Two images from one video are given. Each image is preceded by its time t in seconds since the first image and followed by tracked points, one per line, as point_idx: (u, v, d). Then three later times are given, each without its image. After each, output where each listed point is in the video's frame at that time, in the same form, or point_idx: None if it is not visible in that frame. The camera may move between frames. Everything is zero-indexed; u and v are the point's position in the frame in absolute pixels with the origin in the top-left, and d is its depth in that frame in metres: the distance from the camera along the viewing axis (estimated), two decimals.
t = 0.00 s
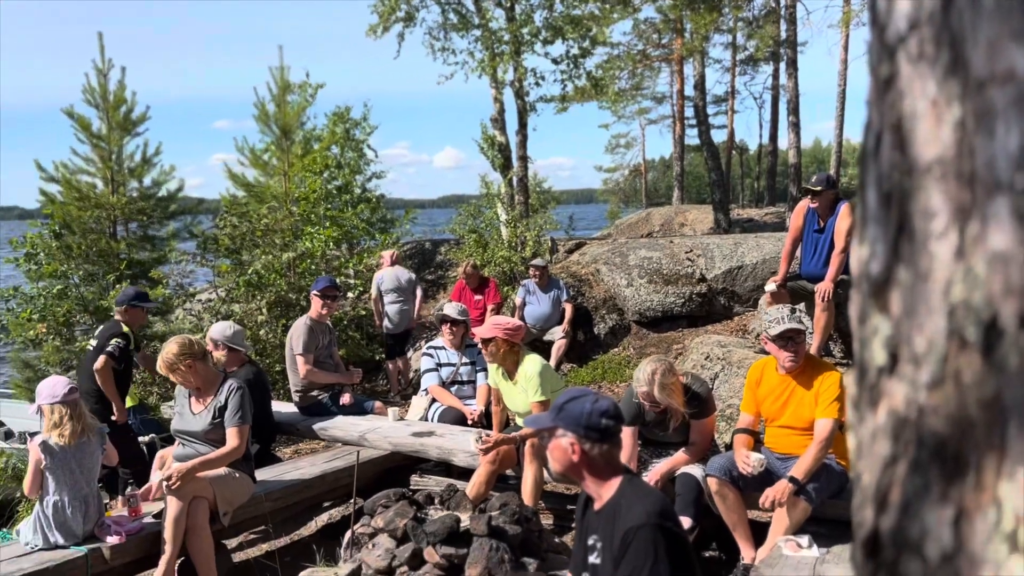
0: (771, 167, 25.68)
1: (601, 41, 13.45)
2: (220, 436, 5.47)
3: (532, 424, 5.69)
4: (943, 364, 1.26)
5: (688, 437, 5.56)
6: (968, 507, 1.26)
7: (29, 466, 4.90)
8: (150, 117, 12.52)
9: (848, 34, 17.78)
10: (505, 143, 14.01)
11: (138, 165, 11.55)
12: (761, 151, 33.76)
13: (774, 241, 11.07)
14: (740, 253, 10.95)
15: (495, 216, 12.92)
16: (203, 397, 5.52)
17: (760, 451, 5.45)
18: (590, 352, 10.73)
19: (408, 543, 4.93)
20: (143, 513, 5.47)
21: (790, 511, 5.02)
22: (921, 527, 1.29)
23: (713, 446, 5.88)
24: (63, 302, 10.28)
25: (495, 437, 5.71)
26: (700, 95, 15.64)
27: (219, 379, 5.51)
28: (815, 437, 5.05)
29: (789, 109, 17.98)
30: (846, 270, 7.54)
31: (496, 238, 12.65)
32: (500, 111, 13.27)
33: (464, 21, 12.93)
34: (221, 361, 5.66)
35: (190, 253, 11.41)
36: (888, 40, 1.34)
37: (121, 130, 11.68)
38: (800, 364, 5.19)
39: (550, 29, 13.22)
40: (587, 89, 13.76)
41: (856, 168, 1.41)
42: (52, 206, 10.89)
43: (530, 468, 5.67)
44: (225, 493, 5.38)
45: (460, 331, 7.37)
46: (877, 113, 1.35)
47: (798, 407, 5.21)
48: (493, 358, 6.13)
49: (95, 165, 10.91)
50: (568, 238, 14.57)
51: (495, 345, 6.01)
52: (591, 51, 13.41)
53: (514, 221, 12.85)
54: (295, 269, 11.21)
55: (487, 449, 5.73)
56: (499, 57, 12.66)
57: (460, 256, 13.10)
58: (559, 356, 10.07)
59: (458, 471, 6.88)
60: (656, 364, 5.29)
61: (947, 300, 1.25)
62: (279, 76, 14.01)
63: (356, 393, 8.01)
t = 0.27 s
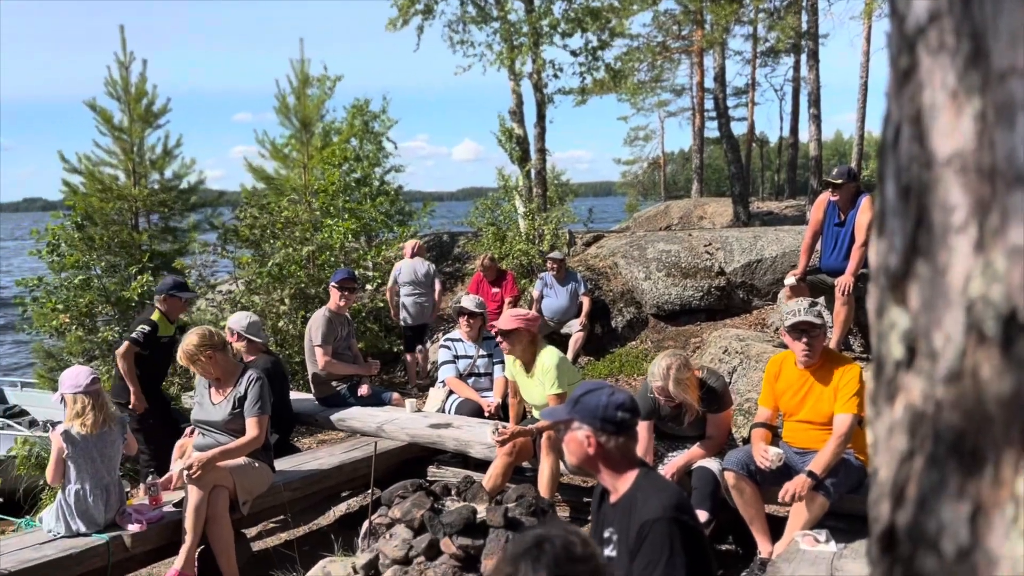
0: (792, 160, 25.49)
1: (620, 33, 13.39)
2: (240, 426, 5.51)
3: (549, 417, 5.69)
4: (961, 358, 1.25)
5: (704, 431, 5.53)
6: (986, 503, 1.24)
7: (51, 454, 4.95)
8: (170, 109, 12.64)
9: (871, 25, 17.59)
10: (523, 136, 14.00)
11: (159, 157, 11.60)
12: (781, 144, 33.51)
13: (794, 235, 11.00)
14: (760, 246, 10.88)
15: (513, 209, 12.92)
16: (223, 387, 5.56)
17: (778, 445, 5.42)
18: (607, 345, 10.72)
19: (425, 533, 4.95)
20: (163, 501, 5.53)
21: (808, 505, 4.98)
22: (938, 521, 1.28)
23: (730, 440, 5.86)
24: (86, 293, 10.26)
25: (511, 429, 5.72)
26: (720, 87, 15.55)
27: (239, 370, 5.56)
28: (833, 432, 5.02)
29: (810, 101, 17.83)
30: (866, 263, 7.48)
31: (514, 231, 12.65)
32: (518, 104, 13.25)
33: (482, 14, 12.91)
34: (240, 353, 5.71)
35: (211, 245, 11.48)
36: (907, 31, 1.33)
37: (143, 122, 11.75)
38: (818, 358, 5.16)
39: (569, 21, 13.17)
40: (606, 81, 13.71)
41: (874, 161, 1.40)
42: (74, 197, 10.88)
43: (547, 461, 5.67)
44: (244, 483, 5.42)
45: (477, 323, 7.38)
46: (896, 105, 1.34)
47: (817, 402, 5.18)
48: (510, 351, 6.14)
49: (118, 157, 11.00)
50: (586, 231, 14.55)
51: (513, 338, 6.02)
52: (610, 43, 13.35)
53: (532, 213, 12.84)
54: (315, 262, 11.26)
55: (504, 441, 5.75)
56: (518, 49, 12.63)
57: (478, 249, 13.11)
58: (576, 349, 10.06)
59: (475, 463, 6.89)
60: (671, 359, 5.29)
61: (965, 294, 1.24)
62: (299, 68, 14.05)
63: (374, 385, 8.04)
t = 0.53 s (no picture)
0: (813, 153, 25.30)
1: (639, 25, 13.33)
2: (260, 416, 5.56)
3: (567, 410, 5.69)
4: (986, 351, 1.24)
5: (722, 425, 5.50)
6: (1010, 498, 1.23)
7: (74, 442, 5.01)
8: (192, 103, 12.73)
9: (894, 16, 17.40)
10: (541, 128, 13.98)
11: (180, 149, 11.67)
12: (802, 137, 33.25)
13: (814, 228, 10.93)
14: (780, 240, 10.82)
15: (531, 201, 12.93)
16: (243, 377, 5.60)
17: (798, 440, 5.40)
18: (625, 339, 10.71)
19: (443, 523, 4.98)
20: (184, 489, 5.59)
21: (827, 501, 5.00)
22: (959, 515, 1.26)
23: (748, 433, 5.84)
24: (107, 284, 10.35)
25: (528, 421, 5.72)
26: (740, 79, 15.45)
27: (259, 360, 5.60)
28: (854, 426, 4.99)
29: (832, 93, 17.68)
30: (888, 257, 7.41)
31: (531, 223, 12.65)
32: (537, 96, 13.22)
33: (500, 6, 12.88)
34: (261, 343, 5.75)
35: (231, 236, 11.55)
36: (932, 22, 1.32)
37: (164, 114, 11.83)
38: (838, 352, 5.13)
39: (588, 13, 13.11)
40: (626, 73, 13.66)
41: (897, 153, 1.39)
42: (96, 188, 10.91)
43: (564, 453, 5.67)
44: (264, 472, 5.47)
45: (494, 315, 7.39)
46: (921, 97, 1.33)
47: (837, 396, 5.15)
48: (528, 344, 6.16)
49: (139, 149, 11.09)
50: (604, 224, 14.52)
51: (532, 331, 6.00)
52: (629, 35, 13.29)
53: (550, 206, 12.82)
54: (334, 254, 11.31)
55: (521, 434, 5.76)
56: (537, 41, 12.61)
57: (496, 242, 13.12)
58: (594, 342, 10.05)
59: (492, 455, 6.91)
60: (688, 352, 5.25)
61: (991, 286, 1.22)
62: (318, 61, 14.08)
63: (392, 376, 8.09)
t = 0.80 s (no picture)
0: (835, 146, 25.09)
1: (659, 17, 13.26)
2: (280, 407, 5.59)
3: (586, 402, 5.67)
4: (1020, 342, 1.22)
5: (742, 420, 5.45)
6: None
7: (97, 431, 5.05)
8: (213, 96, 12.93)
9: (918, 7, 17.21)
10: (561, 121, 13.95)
11: (201, 141, 11.70)
12: (824, 130, 32.98)
13: (836, 222, 10.85)
14: (801, 234, 10.73)
15: (549, 194, 12.91)
16: (263, 368, 5.64)
17: (819, 434, 5.36)
18: (644, 333, 10.70)
19: (461, 514, 4.97)
20: (205, 479, 5.63)
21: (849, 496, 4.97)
22: (990, 507, 1.25)
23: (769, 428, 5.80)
24: (129, 275, 10.44)
25: (547, 414, 5.69)
26: (762, 71, 15.35)
27: (280, 351, 5.63)
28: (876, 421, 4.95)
29: (855, 85, 17.52)
30: (912, 251, 7.33)
31: (551, 217, 12.64)
32: (556, 88, 13.19)
33: None
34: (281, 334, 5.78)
35: (251, 229, 11.60)
36: (967, 8, 1.30)
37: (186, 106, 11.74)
38: (861, 345, 5.09)
39: (608, 5, 13.06)
40: (646, 65, 13.61)
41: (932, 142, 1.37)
42: (118, 180, 10.88)
43: (582, 446, 5.67)
44: (286, 462, 5.50)
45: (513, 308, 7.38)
46: (956, 84, 1.31)
47: (859, 390, 5.10)
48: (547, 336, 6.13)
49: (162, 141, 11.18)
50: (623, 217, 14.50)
51: (553, 323, 5.98)
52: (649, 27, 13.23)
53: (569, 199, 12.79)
54: (353, 246, 11.35)
55: (541, 426, 5.71)
56: (557, 33, 12.58)
57: (514, 235, 13.12)
58: (612, 336, 10.04)
59: (510, 447, 6.91)
60: (709, 340, 5.14)
61: None
62: (339, 54, 14.12)
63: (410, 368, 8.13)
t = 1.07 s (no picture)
0: (860, 140, 24.83)
1: (682, 10, 13.17)
2: (301, 398, 5.63)
3: (606, 396, 5.66)
4: None
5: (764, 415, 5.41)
6: None
7: (120, 420, 5.09)
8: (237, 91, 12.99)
9: None
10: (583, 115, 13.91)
11: (224, 134, 11.73)
12: (848, 124, 32.66)
13: (860, 216, 10.78)
14: (825, 228, 10.64)
15: (570, 188, 12.89)
16: (284, 360, 5.67)
17: (841, 430, 5.32)
18: (665, 327, 10.66)
19: (481, 506, 4.97)
20: (229, 469, 5.69)
21: (872, 493, 4.92)
22: (1021, 500, 1.22)
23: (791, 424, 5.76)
24: (153, 266, 10.52)
25: (567, 407, 5.69)
26: (785, 64, 15.21)
27: (302, 343, 5.66)
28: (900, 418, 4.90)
29: (880, 79, 17.32)
30: (937, 246, 7.26)
31: (571, 211, 12.61)
32: (578, 82, 13.14)
33: None
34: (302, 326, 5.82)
35: (274, 222, 11.65)
36: None
37: (210, 100, 11.49)
38: (884, 341, 5.03)
39: None
40: (668, 58, 13.52)
41: (964, 128, 1.35)
42: (142, 172, 10.90)
43: (603, 440, 5.67)
44: (308, 452, 5.55)
45: (532, 302, 7.37)
46: (989, 70, 1.29)
47: (882, 386, 5.05)
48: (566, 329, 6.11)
49: (184, 134, 11.25)
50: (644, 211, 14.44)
51: (573, 317, 5.93)
52: (671, 20, 13.14)
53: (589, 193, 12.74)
54: (374, 239, 11.39)
55: (560, 419, 5.70)
56: (578, 26, 12.53)
57: (534, 229, 13.10)
58: (632, 331, 10.01)
59: (530, 440, 6.91)
60: (734, 332, 5.07)
61: None
62: (360, 47, 14.14)
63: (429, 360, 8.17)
